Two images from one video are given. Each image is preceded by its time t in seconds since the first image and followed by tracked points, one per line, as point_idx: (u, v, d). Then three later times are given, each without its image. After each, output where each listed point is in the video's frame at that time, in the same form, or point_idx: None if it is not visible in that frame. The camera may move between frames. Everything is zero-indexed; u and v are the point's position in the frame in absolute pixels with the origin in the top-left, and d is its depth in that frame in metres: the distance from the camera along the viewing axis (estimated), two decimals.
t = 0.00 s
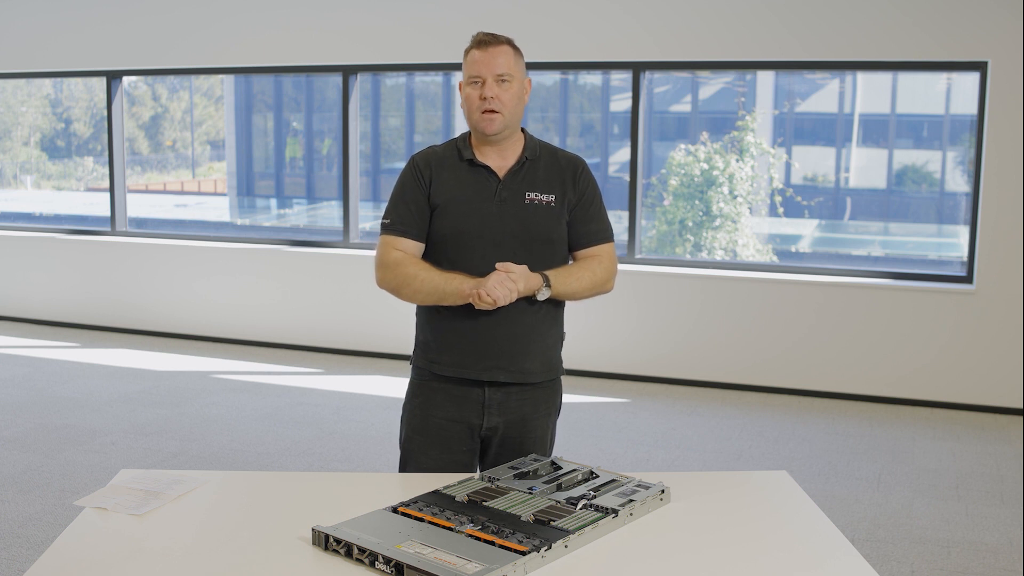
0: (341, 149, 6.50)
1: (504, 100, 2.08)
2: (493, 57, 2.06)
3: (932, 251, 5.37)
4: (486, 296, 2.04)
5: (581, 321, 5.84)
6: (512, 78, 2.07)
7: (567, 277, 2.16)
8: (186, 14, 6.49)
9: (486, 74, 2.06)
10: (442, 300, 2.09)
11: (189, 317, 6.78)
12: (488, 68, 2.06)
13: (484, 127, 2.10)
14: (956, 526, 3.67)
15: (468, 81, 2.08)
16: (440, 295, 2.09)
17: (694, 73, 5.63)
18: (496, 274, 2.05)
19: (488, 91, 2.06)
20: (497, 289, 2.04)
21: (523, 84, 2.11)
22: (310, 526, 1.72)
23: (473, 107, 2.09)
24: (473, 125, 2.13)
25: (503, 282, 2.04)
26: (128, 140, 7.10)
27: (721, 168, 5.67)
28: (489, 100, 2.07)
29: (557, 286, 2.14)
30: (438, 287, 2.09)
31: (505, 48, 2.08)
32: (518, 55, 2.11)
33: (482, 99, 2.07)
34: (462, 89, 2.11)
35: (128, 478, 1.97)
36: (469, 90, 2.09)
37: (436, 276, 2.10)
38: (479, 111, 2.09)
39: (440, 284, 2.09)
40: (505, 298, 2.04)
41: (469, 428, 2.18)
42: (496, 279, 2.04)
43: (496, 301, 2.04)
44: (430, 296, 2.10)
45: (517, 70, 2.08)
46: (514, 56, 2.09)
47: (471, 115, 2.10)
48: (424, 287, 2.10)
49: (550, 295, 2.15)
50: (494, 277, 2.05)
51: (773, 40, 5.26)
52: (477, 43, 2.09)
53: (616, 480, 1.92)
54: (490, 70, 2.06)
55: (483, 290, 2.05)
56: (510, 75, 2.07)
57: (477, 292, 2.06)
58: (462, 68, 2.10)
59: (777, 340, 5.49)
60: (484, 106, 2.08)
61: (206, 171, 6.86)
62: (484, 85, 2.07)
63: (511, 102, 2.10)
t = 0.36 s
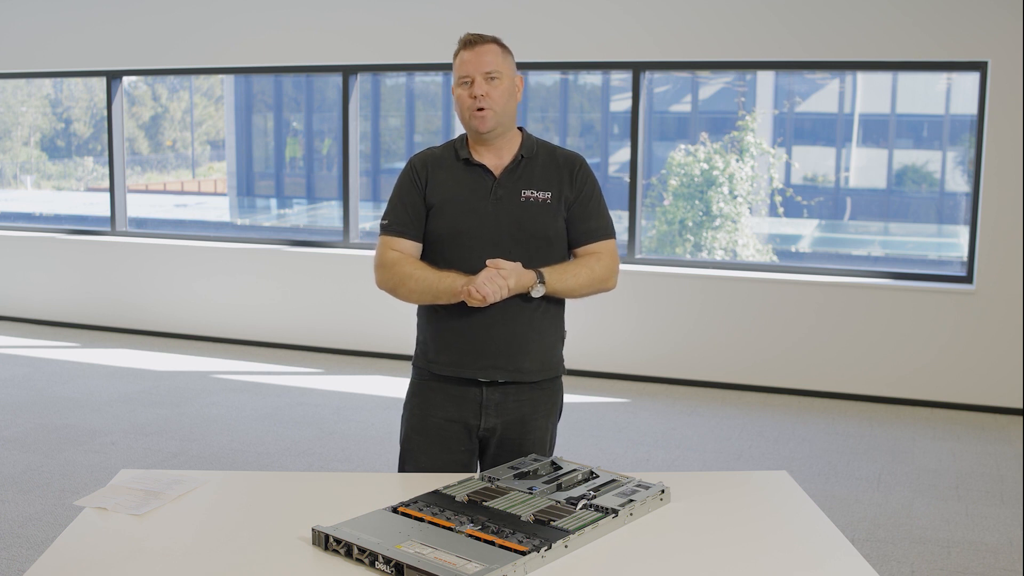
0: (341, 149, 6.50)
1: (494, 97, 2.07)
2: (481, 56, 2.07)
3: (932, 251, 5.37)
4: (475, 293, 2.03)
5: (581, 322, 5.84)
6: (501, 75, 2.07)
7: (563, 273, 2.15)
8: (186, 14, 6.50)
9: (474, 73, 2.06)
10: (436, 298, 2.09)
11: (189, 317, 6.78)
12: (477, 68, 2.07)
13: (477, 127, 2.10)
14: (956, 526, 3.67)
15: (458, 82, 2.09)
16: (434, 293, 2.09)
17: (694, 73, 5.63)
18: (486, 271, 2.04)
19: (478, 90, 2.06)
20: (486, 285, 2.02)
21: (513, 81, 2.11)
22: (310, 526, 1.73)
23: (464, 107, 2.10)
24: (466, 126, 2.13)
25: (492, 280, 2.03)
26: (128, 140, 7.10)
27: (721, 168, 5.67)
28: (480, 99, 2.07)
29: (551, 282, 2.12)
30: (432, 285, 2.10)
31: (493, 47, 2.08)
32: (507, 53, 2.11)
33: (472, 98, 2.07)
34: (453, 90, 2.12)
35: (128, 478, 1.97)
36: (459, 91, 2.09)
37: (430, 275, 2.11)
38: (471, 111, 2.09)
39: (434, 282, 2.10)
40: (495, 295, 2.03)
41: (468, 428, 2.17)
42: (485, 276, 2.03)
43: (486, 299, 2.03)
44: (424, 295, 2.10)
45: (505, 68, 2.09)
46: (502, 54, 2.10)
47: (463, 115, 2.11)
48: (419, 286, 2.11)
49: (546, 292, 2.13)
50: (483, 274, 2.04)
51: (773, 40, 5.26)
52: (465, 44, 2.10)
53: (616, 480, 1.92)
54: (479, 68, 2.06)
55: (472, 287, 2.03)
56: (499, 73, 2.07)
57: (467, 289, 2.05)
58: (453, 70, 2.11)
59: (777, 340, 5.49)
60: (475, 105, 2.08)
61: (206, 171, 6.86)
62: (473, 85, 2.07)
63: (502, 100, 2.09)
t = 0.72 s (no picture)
0: (341, 149, 6.50)
1: (469, 115, 2.09)
2: (454, 74, 2.08)
3: (932, 251, 5.37)
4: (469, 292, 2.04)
5: (581, 322, 5.84)
6: (473, 93, 2.07)
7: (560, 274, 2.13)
8: (186, 14, 6.50)
9: (449, 93, 2.09)
10: (434, 297, 2.11)
11: (189, 317, 6.78)
12: (452, 87, 2.08)
13: (461, 142, 2.14)
14: (956, 526, 3.67)
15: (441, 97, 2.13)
16: (432, 292, 2.10)
17: (694, 73, 5.62)
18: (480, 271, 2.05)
19: (452, 109, 2.09)
20: (480, 285, 2.03)
21: (492, 94, 2.08)
22: (310, 525, 1.72)
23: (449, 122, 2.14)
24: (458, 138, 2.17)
25: (486, 279, 2.03)
26: (128, 140, 7.10)
27: (721, 168, 5.68)
28: (457, 118, 2.10)
29: (548, 282, 2.11)
30: (430, 284, 2.11)
31: (468, 62, 2.07)
32: (486, 64, 2.08)
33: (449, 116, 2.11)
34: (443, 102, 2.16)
35: (128, 478, 1.97)
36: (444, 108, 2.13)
37: (428, 274, 2.12)
38: (453, 128, 2.13)
39: (432, 282, 2.11)
40: (488, 295, 2.03)
41: (464, 426, 2.18)
42: (478, 276, 2.04)
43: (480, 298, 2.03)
44: (423, 293, 2.12)
45: (479, 84, 2.07)
46: (477, 68, 2.07)
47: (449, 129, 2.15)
48: (417, 285, 2.12)
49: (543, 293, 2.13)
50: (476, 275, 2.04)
51: (773, 40, 5.26)
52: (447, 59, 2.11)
53: (616, 480, 1.92)
54: (451, 88, 2.08)
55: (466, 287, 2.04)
56: (471, 91, 2.07)
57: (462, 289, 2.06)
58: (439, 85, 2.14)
59: (777, 340, 5.49)
60: (453, 123, 2.11)
61: (206, 171, 6.86)
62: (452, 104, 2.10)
63: (478, 116, 2.09)
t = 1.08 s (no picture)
0: (341, 150, 6.50)
1: (468, 121, 2.10)
2: (454, 81, 2.09)
3: (932, 251, 5.37)
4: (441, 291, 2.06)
5: (581, 322, 5.84)
6: (471, 100, 2.08)
7: (542, 279, 2.08)
8: (185, 14, 6.50)
9: (450, 99, 2.11)
10: (421, 290, 2.16)
11: (189, 317, 6.78)
12: (453, 93, 2.10)
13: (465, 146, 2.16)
14: (956, 526, 3.67)
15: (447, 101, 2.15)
16: (420, 284, 2.16)
17: (694, 73, 5.63)
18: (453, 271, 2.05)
19: (453, 114, 2.12)
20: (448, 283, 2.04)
21: (491, 101, 2.09)
22: (310, 525, 1.72)
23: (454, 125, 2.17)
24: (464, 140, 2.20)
25: (456, 279, 2.03)
26: (128, 140, 7.10)
27: (721, 168, 5.68)
28: (459, 123, 2.12)
29: (527, 286, 2.07)
30: (419, 278, 2.18)
31: (467, 69, 2.08)
32: (486, 69, 2.08)
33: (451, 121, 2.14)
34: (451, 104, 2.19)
35: (128, 478, 1.97)
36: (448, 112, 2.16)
37: (419, 268, 2.18)
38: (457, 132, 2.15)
39: (422, 275, 2.17)
40: (457, 292, 2.03)
41: (451, 420, 2.19)
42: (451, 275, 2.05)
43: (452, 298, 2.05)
44: (412, 286, 2.18)
45: (477, 91, 2.07)
46: (476, 74, 2.08)
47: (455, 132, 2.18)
48: (408, 277, 2.19)
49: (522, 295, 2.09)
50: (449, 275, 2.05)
51: (773, 40, 5.26)
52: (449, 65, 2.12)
53: (616, 480, 1.92)
54: (451, 94, 2.10)
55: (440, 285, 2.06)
56: (469, 98, 2.08)
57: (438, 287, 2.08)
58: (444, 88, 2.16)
59: (777, 339, 5.49)
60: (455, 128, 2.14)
61: (206, 171, 6.86)
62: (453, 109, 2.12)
63: (477, 122, 2.10)
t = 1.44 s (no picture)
0: (341, 150, 6.50)
1: (457, 136, 2.08)
2: (442, 96, 2.05)
3: (932, 251, 5.37)
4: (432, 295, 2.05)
5: (581, 322, 5.84)
6: (461, 116, 2.05)
7: (530, 285, 2.10)
8: (185, 14, 6.50)
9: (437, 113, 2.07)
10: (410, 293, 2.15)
11: (189, 317, 6.78)
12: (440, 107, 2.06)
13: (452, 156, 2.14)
14: (956, 526, 3.67)
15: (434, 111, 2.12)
16: (409, 288, 2.15)
17: (694, 73, 5.62)
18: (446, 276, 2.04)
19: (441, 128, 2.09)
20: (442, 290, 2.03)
21: (480, 116, 2.06)
22: (311, 525, 1.72)
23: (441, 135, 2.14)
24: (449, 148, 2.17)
25: (449, 286, 2.03)
26: (128, 140, 7.10)
27: (721, 168, 5.68)
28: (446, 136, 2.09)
29: (517, 292, 2.08)
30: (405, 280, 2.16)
31: (456, 85, 2.04)
32: (474, 85, 2.05)
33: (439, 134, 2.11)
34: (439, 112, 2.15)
35: (128, 478, 1.97)
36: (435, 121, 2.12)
37: (406, 271, 2.17)
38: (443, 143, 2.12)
39: (410, 278, 2.16)
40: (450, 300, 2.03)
41: (440, 420, 2.18)
42: (444, 281, 2.04)
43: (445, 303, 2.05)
44: (400, 289, 2.17)
45: (466, 107, 2.04)
46: (465, 90, 2.04)
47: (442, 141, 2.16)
48: (395, 280, 2.17)
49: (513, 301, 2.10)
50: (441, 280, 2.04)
51: (773, 40, 5.26)
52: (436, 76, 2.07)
53: (616, 480, 1.92)
54: (439, 109, 2.07)
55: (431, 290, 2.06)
56: (459, 115, 2.05)
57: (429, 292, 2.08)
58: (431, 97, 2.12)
59: (777, 339, 5.49)
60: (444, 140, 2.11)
61: (206, 171, 6.86)
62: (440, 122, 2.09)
63: (466, 136, 2.08)
